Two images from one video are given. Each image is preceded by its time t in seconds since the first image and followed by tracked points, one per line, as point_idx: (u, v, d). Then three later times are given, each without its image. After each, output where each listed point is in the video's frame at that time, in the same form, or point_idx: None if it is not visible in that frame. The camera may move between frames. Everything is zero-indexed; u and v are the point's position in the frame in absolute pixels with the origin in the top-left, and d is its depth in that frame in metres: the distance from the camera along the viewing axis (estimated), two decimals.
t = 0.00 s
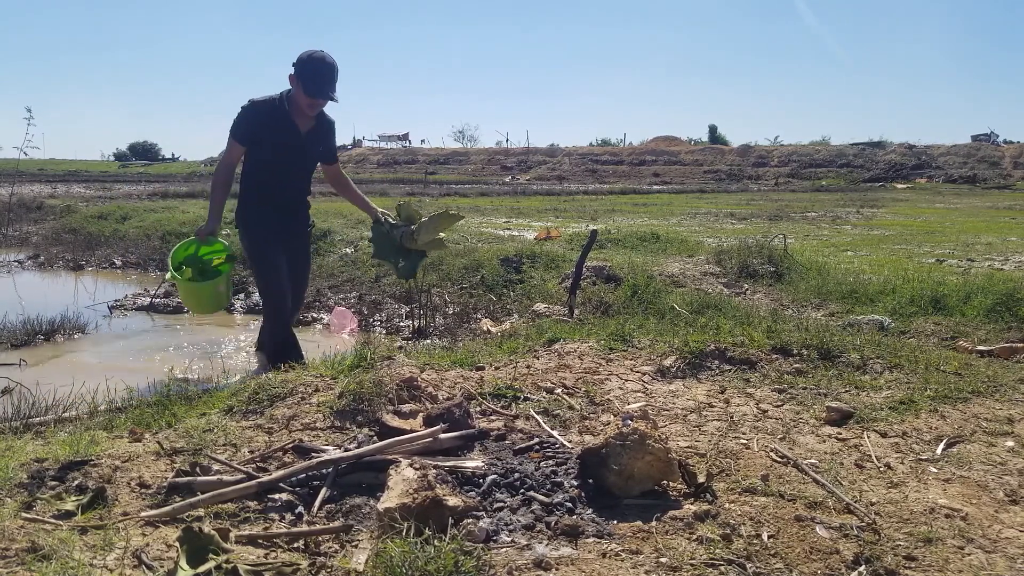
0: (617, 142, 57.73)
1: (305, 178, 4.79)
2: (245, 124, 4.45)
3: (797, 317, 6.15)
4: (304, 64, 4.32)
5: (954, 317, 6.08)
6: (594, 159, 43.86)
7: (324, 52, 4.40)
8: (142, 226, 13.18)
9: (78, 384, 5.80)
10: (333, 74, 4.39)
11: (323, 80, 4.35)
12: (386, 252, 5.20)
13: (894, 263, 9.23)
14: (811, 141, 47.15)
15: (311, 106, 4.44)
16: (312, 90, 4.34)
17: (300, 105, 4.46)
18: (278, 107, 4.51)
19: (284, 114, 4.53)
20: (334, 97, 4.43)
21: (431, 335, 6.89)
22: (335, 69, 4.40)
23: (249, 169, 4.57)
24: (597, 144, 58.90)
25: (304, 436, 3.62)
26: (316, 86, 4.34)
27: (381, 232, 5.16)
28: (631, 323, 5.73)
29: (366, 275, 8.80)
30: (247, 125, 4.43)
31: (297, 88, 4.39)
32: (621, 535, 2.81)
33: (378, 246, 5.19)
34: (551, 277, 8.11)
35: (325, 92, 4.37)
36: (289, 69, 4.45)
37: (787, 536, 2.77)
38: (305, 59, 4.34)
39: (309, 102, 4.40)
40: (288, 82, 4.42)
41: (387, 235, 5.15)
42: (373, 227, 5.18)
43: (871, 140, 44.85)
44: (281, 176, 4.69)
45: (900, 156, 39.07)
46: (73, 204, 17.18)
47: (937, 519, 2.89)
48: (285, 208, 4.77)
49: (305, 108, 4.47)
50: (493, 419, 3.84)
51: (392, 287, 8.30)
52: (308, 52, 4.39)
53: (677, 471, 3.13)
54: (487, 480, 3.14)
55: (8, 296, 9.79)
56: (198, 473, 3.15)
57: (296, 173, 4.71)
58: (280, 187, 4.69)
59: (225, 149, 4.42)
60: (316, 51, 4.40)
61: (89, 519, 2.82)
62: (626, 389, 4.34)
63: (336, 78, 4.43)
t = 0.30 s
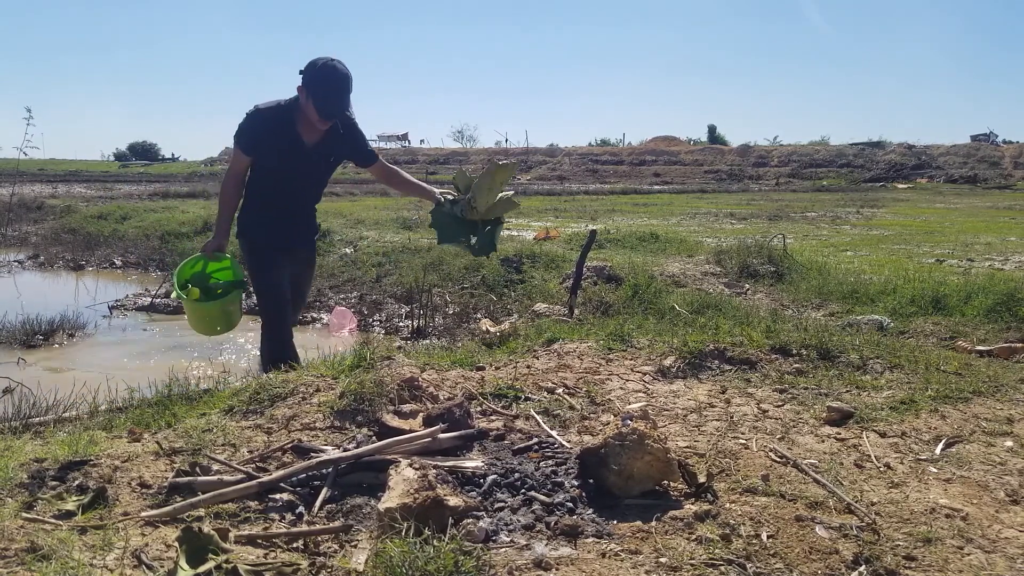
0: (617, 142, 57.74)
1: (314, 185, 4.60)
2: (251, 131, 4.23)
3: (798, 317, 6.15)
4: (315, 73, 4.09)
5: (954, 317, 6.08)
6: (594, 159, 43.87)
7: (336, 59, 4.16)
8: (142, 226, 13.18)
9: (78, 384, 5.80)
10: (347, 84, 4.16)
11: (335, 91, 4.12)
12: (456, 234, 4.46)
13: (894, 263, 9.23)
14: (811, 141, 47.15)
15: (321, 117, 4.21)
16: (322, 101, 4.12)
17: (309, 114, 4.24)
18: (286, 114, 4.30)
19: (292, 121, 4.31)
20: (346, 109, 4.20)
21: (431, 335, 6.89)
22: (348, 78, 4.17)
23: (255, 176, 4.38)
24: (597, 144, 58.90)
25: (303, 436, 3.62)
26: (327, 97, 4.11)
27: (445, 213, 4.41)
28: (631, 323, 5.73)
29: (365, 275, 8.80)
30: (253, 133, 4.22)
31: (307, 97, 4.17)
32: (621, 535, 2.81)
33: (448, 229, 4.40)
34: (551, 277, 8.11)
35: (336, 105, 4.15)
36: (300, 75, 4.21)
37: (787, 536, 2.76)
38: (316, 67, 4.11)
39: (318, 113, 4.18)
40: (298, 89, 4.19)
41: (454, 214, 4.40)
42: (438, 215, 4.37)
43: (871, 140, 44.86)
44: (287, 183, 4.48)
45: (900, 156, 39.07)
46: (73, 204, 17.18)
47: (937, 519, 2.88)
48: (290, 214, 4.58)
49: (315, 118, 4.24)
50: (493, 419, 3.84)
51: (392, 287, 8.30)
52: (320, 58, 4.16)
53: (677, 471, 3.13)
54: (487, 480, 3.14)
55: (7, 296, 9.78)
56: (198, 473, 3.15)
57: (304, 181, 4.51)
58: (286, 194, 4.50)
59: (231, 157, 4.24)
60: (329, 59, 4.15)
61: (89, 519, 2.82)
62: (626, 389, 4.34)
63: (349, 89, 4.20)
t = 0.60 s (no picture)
0: (617, 142, 57.75)
1: (321, 172, 4.64)
2: (257, 112, 4.30)
3: (797, 317, 6.15)
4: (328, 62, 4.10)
5: (954, 317, 6.08)
6: (594, 159, 43.87)
7: (351, 49, 4.15)
8: (142, 226, 13.19)
9: (78, 384, 5.80)
10: (360, 76, 4.15)
11: (347, 83, 4.12)
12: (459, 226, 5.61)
13: (894, 263, 9.23)
14: (810, 141, 47.19)
15: (328, 107, 4.22)
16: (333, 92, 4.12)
17: (319, 103, 4.26)
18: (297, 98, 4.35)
19: (302, 105, 4.36)
20: (359, 103, 4.18)
21: (431, 335, 6.90)
22: (364, 70, 4.16)
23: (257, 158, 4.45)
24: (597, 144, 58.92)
25: (303, 436, 3.62)
26: (337, 88, 4.11)
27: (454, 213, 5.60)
28: (631, 323, 5.73)
29: (365, 275, 8.81)
30: (259, 115, 4.28)
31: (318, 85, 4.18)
32: (621, 535, 2.81)
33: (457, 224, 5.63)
34: (551, 277, 8.11)
35: (347, 97, 4.14)
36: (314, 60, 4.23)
37: (787, 536, 2.77)
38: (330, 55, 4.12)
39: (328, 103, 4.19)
40: (310, 75, 4.22)
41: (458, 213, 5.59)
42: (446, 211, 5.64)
43: (871, 140, 44.89)
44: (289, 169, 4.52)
45: (900, 156, 39.08)
46: (73, 204, 17.18)
47: (937, 519, 2.88)
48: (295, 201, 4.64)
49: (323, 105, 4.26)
50: (493, 419, 3.84)
51: (391, 287, 8.31)
52: (336, 45, 4.16)
53: (677, 471, 3.13)
54: (487, 480, 3.14)
55: (7, 296, 9.79)
56: (198, 473, 3.15)
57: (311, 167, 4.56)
58: (290, 179, 4.55)
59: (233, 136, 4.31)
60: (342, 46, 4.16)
61: (89, 519, 2.82)
62: (626, 389, 4.34)
63: (364, 81, 4.19)
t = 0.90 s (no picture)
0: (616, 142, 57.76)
1: (329, 161, 4.69)
2: (257, 104, 4.39)
3: (797, 317, 6.15)
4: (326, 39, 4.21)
5: (954, 317, 6.08)
6: (594, 159, 43.87)
7: (346, 25, 4.26)
8: (142, 226, 13.19)
9: (78, 384, 5.80)
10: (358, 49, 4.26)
11: (344, 57, 4.22)
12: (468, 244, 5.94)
13: (894, 263, 9.23)
14: (810, 141, 47.21)
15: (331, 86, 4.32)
16: (333, 67, 4.23)
17: (320, 84, 4.36)
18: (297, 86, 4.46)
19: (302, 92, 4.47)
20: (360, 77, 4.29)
21: (431, 335, 6.90)
22: (361, 43, 4.26)
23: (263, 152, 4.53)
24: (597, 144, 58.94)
25: (303, 436, 3.62)
26: (336, 64, 4.22)
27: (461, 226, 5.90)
28: (631, 323, 5.72)
29: (365, 275, 8.81)
30: (259, 107, 4.37)
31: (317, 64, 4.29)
32: (621, 535, 2.81)
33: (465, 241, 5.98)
34: (551, 277, 8.11)
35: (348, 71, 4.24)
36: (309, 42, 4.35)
37: (787, 536, 2.77)
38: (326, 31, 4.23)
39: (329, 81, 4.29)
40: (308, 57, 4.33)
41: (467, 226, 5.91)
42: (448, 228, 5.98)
43: (871, 140, 44.90)
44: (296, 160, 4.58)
45: (900, 156, 39.08)
46: (73, 204, 17.18)
47: (937, 519, 2.88)
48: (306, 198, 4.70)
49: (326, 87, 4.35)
50: (493, 419, 3.84)
51: (391, 287, 8.31)
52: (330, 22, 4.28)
53: (677, 470, 3.13)
54: (487, 480, 3.14)
55: (7, 297, 9.80)
56: (198, 473, 3.15)
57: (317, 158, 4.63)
58: (298, 171, 4.61)
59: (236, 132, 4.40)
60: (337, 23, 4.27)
61: (89, 519, 2.82)
62: (626, 389, 4.34)
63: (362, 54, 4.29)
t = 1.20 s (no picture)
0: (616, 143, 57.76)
1: (344, 159, 4.77)
2: (265, 108, 4.42)
3: (797, 317, 6.15)
4: (336, 32, 4.30)
5: (954, 317, 6.08)
6: (594, 159, 43.88)
7: (357, 19, 4.35)
8: (142, 226, 13.19)
9: (78, 384, 5.81)
10: (370, 40, 4.35)
11: (356, 51, 4.33)
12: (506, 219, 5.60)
13: (894, 263, 9.23)
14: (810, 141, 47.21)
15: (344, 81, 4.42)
16: (346, 60, 4.33)
17: (334, 81, 4.45)
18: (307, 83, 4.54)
19: (313, 89, 4.55)
20: (372, 69, 4.40)
21: (431, 335, 6.89)
22: (372, 36, 4.36)
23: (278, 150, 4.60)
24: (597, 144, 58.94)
25: (304, 436, 3.62)
26: (348, 57, 4.33)
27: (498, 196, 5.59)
28: (631, 323, 5.72)
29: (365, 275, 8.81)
30: (270, 108, 4.42)
31: (327, 58, 4.37)
32: (621, 535, 2.81)
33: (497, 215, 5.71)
34: (551, 277, 8.10)
35: (360, 64, 4.35)
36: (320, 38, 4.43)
37: (787, 536, 2.77)
38: (335, 24, 4.32)
39: (342, 75, 4.38)
40: (318, 52, 4.41)
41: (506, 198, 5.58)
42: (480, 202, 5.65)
43: (871, 140, 44.90)
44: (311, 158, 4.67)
45: (900, 156, 39.09)
46: (73, 204, 17.17)
47: (937, 519, 2.89)
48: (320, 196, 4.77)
49: (340, 82, 4.45)
50: (493, 419, 3.84)
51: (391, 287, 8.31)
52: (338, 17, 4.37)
53: (677, 471, 3.13)
54: (487, 480, 3.14)
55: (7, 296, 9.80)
56: (198, 473, 3.15)
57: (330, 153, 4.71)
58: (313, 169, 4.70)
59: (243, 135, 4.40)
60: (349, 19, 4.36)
61: (89, 519, 2.82)
62: (626, 389, 4.34)
63: (374, 49, 4.40)
